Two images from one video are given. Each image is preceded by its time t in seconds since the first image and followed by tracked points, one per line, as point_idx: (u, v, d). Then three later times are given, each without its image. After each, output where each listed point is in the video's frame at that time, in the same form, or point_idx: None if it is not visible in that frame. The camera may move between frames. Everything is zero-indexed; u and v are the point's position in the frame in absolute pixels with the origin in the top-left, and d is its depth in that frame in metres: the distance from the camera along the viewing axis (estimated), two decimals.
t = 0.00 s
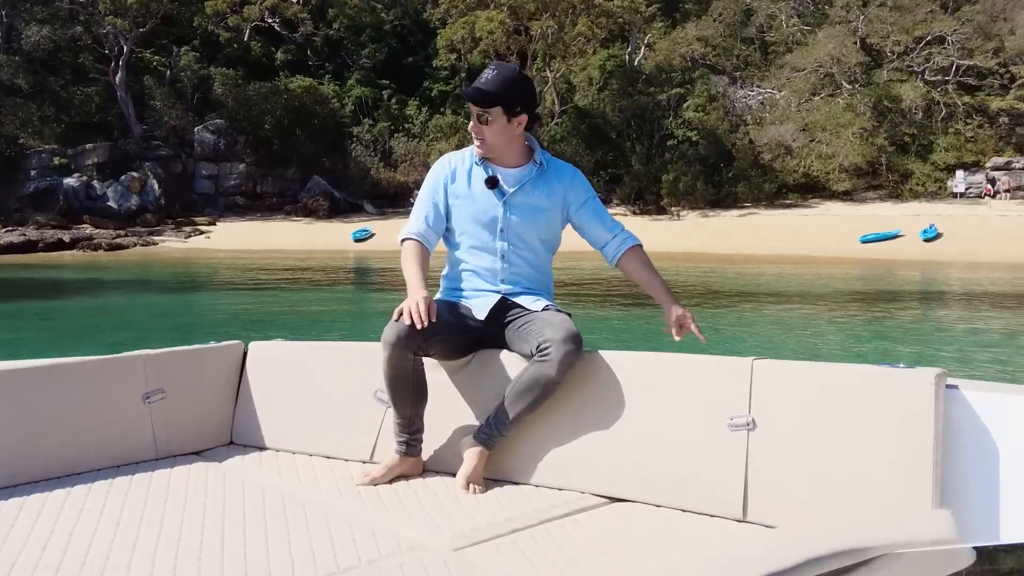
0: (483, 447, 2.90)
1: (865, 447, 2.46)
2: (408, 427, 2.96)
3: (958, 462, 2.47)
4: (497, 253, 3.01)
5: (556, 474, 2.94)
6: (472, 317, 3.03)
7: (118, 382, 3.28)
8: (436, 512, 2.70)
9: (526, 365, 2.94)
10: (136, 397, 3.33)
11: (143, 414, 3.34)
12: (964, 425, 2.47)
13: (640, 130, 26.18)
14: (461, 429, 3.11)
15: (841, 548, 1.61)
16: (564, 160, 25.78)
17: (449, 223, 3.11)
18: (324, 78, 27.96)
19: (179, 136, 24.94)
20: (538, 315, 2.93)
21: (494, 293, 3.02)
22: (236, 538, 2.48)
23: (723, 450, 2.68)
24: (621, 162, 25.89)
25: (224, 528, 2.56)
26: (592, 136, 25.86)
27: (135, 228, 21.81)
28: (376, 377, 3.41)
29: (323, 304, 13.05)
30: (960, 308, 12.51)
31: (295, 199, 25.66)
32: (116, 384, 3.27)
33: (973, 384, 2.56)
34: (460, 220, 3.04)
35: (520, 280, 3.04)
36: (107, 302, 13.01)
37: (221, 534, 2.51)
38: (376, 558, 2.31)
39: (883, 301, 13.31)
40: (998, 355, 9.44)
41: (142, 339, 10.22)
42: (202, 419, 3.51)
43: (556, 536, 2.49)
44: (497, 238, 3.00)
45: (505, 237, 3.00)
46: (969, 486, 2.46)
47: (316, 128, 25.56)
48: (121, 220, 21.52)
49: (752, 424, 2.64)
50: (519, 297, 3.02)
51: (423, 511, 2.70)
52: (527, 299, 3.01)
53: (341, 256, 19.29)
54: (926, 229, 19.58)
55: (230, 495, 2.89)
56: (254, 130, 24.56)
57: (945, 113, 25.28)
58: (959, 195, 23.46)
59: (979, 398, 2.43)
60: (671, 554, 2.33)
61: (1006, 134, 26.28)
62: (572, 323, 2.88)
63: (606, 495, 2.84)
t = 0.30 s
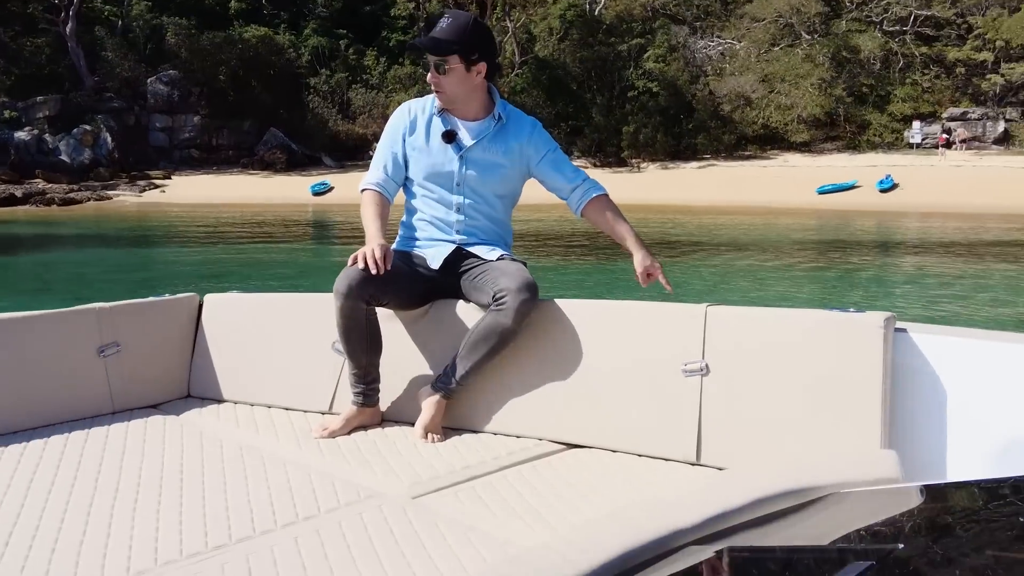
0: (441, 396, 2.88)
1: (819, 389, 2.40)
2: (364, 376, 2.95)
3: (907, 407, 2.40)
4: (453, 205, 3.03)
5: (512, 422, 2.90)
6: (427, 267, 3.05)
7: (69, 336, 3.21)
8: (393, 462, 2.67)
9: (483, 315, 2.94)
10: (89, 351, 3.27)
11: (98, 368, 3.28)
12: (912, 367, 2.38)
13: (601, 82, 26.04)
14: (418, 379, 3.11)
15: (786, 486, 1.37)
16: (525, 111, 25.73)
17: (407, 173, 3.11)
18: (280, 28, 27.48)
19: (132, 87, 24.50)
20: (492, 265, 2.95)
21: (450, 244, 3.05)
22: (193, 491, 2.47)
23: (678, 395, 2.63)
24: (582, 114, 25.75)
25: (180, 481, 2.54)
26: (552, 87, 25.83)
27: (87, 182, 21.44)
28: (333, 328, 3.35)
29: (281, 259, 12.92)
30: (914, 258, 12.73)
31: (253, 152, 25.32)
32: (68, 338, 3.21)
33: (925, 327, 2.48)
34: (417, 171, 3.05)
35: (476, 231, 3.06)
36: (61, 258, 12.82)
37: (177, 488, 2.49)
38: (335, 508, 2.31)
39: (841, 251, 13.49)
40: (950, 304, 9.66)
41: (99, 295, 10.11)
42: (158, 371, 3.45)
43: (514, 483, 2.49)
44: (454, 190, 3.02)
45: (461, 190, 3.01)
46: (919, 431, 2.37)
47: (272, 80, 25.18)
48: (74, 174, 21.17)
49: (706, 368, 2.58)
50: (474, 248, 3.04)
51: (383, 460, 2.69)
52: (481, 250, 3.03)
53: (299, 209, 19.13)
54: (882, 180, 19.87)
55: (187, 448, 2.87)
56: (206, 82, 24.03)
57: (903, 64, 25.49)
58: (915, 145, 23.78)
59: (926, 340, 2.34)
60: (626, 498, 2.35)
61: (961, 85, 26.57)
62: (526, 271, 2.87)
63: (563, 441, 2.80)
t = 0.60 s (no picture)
0: (402, 371, 2.95)
1: (773, 362, 2.47)
2: (325, 351, 3.00)
3: (861, 379, 2.48)
4: (417, 180, 3.07)
5: (474, 397, 2.98)
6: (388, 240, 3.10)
7: (22, 313, 3.19)
8: (357, 438, 2.73)
9: (445, 290, 2.99)
10: (44, 329, 3.25)
11: (52, 346, 3.27)
12: (867, 339, 2.46)
13: (558, 54, 25.98)
14: (381, 355, 3.15)
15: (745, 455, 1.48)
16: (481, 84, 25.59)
17: (370, 142, 3.12)
18: None
19: (81, 58, 24.30)
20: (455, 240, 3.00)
21: (413, 220, 3.09)
22: (153, 471, 2.49)
23: (638, 369, 2.70)
24: (539, 87, 25.71)
25: (140, 460, 2.56)
26: (508, 60, 25.68)
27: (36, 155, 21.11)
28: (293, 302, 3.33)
29: (236, 234, 12.81)
30: (866, 230, 13.01)
31: (205, 125, 24.88)
32: (21, 316, 3.19)
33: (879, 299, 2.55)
34: (383, 142, 3.06)
35: (438, 206, 3.11)
36: (11, 233, 12.60)
37: (137, 468, 2.52)
38: (297, 485, 2.36)
39: (795, 224, 13.74)
40: (899, 277, 9.92)
41: (51, 272, 9.98)
42: (114, 348, 3.44)
43: (475, 458, 2.56)
44: (419, 165, 3.06)
45: (427, 166, 3.06)
46: (872, 403, 2.46)
47: (224, 50, 24.74)
48: (21, 148, 20.79)
49: (664, 342, 2.64)
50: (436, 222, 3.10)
51: (345, 436, 2.74)
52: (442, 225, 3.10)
53: (254, 182, 18.93)
54: (834, 153, 20.25)
55: (146, 426, 2.88)
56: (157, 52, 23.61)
57: (856, 37, 25.83)
58: (867, 118, 24.18)
59: (881, 312, 2.42)
60: (584, 471, 2.43)
61: (913, 58, 26.99)
62: (488, 246, 2.93)
63: (524, 416, 2.89)
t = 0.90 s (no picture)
0: (377, 366, 2.93)
1: (745, 355, 2.48)
2: (301, 349, 2.98)
3: (830, 371, 2.49)
4: (391, 174, 3.05)
5: (450, 391, 2.96)
6: (363, 235, 3.09)
7: None
8: (333, 434, 2.72)
9: (419, 285, 2.97)
10: (17, 326, 3.23)
11: (25, 343, 3.25)
12: (836, 332, 2.48)
13: (529, 39, 25.90)
14: (356, 349, 3.13)
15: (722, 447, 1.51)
16: (453, 69, 25.48)
17: (343, 138, 3.10)
18: None
19: (46, 44, 24.17)
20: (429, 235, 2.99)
21: (386, 214, 3.07)
22: (129, 467, 2.49)
23: (611, 363, 2.70)
24: (510, 72, 25.66)
25: (116, 457, 2.56)
26: (481, 44, 25.58)
27: (1, 140, 20.87)
28: (266, 296, 3.30)
29: (207, 221, 12.75)
30: (835, 216, 13.16)
31: (174, 110, 24.63)
32: None
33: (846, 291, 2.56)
34: (356, 138, 3.04)
35: (412, 201, 3.09)
36: None
37: (112, 464, 2.51)
38: (275, 482, 2.37)
39: (766, 210, 13.86)
40: (867, 262, 10.05)
41: (21, 262, 9.91)
42: (87, 344, 3.42)
43: (452, 452, 2.57)
44: (392, 160, 3.05)
45: (399, 160, 3.05)
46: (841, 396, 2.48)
47: (191, 34, 24.44)
48: None
49: (638, 336, 2.63)
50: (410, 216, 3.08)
51: (321, 432, 2.74)
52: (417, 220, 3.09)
53: (223, 169, 18.81)
54: (804, 139, 20.44)
55: (121, 423, 2.86)
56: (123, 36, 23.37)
57: (825, 22, 26.05)
58: (836, 104, 24.42)
59: (851, 305, 2.43)
60: (559, 466, 2.45)
61: (882, 44, 27.27)
62: (461, 241, 2.91)
63: (500, 410, 2.88)
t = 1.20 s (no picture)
0: (364, 375, 2.92)
1: (729, 360, 2.50)
2: (287, 359, 2.95)
3: (811, 375, 2.53)
4: (377, 183, 3.04)
5: (435, 399, 2.96)
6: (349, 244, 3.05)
7: None
8: (320, 444, 2.70)
9: (405, 293, 2.95)
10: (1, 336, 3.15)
11: (9, 353, 3.17)
12: (817, 339, 2.52)
13: (511, 37, 25.77)
14: (342, 358, 3.11)
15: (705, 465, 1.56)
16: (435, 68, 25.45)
17: (330, 147, 3.06)
18: None
19: (25, 42, 23.96)
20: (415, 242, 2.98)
21: (373, 223, 3.05)
22: (116, 478, 2.46)
23: (594, 370, 2.71)
24: (492, 71, 25.64)
25: (102, 468, 2.53)
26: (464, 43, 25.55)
27: None
28: (254, 304, 3.26)
29: (190, 221, 12.69)
30: (817, 215, 13.26)
31: (155, 110, 24.48)
32: None
33: (828, 299, 2.61)
34: (344, 147, 3.02)
35: (398, 209, 3.08)
36: None
37: (100, 475, 2.49)
38: (261, 491, 2.35)
39: (747, 209, 13.95)
40: (851, 262, 10.13)
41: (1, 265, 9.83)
42: (72, 352, 3.35)
43: (438, 460, 2.56)
44: (379, 169, 3.03)
45: (387, 170, 3.03)
46: (822, 401, 2.52)
47: (172, 33, 24.29)
48: None
49: (621, 344, 2.66)
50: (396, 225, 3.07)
51: (308, 442, 2.72)
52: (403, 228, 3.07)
53: (205, 169, 18.72)
54: (786, 138, 20.56)
55: (106, 433, 2.83)
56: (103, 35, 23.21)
57: (806, 21, 26.18)
58: (818, 102, 24.55)
59: (832, 313, 2.48)
60: (547, 475, 2.44)
61: (863, 43, 27.47)
62: (447, 248, 2.90)
63: (486, 417, 2.88)
